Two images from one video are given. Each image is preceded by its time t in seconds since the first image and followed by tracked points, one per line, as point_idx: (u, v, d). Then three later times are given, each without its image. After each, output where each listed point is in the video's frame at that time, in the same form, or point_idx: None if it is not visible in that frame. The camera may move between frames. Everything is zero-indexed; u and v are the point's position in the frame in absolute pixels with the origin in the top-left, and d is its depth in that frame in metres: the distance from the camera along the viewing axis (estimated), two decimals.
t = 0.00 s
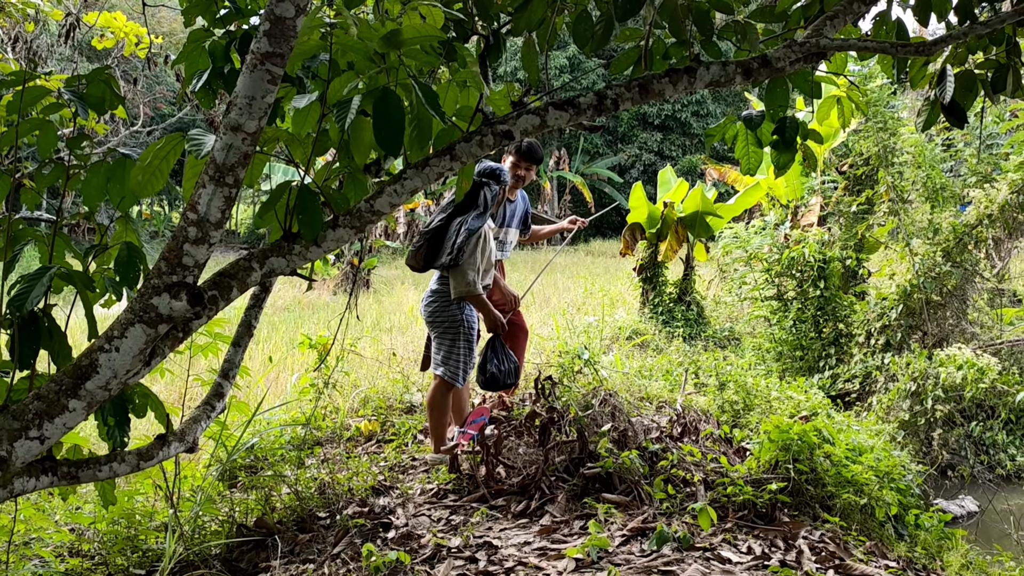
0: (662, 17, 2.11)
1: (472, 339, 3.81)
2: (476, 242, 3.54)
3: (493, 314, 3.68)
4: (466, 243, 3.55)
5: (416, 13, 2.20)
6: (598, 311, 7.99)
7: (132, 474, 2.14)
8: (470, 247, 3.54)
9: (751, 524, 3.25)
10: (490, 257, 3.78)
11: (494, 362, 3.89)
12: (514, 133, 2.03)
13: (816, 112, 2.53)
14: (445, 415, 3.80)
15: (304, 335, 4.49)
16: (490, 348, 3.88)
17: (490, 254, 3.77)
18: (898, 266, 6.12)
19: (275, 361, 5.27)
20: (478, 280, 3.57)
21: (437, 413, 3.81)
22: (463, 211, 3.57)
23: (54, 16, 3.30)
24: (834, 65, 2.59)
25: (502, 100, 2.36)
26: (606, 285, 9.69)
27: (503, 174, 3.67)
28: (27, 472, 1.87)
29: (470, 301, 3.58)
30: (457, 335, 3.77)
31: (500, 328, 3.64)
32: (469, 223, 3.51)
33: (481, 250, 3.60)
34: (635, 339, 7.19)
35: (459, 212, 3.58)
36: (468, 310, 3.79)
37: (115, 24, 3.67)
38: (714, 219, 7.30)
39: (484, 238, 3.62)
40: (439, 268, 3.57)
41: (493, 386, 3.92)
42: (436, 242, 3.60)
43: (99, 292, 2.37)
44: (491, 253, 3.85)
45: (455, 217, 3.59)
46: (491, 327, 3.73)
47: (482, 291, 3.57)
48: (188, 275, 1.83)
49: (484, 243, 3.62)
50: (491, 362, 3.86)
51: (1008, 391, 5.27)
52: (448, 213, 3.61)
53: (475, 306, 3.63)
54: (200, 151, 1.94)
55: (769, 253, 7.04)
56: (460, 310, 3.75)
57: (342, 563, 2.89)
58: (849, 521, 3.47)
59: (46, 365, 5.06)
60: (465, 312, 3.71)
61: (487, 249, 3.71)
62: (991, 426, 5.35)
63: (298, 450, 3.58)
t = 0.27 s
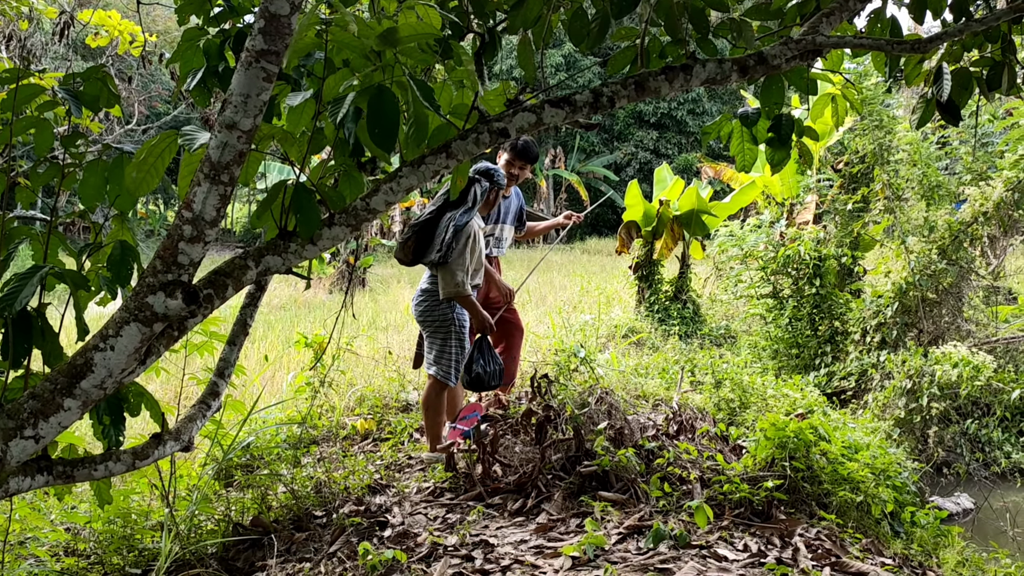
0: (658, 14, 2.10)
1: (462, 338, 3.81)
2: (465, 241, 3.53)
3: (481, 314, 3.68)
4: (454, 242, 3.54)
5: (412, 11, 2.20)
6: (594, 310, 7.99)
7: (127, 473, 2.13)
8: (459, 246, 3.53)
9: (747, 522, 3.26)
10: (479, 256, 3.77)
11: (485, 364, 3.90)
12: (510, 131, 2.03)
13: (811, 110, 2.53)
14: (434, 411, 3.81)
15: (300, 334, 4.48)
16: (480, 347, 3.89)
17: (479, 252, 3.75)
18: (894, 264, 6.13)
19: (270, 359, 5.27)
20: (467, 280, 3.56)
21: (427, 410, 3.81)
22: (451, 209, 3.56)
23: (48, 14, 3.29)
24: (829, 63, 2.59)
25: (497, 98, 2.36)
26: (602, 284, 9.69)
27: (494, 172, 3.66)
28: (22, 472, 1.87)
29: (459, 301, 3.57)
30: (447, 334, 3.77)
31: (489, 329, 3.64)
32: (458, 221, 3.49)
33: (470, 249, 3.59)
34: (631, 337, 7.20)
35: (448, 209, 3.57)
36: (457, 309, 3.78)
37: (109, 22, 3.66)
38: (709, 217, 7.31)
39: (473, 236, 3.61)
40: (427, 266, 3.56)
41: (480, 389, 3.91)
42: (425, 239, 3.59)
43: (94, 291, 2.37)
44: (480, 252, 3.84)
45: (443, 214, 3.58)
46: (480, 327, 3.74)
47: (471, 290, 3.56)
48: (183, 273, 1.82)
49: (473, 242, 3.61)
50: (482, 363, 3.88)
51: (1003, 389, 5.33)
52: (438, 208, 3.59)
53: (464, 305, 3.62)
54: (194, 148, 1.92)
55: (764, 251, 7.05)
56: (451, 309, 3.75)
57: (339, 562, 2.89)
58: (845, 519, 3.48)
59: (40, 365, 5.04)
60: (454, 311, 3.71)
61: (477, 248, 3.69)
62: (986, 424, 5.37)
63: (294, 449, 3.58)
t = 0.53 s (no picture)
0: (653, 13, 2.11)
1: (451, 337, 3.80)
2: (446, 241, 3.52)
3: (462, 315, 3.61)
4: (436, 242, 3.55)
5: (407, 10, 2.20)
6: (589, 309, 7.99)
7: (122, 474, 2.12)
8: (440, 246, 3.52)
9: (742, 521, 3.26)
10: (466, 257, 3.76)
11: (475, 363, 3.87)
12: (505, 130, 2.03)
13: (806, 109, 2.53)
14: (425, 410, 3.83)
15: (295, 334, 4.48)
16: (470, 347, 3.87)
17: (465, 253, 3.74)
18: (889, 262, 6.14)
19: (266, 359, 5.26)
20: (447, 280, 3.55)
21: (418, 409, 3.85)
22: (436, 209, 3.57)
23: (42, 13, 3.28)
24: (824, 61, 2.59)
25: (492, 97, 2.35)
26: (597, 283, 9.69)
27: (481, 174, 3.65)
28: (15, 472, 1.86)
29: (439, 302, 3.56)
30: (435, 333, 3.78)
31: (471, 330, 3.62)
32: (440, 221, 3.50)
33: (453, 250, 3.59)
34: (626, 336, 7.21)
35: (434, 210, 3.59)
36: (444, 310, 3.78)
37: (104, 21, 3.65)
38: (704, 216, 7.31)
39: (457, 237, 3.60)
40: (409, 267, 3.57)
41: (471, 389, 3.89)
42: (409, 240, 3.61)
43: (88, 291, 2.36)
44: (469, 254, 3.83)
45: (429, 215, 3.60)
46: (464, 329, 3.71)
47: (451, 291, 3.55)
48: (178, 273, 1.82)
49: (457, 243, 3.60)
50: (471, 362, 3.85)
51: (998, 387, 5.30)
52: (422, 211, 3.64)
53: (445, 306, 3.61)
54: (187, 148, 1.92)
55: (760, 250, 7.05)
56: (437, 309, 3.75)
57: (335, 562, 2.89)
58: (840, 517, 3.49)
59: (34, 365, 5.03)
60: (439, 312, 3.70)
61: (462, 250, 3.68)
62: (981, 422, 5.40)
63: (289, 449, 3.58)
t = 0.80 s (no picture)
0: (649, 13, 2.10)
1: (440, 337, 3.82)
2: (425, 244, 3.56)
3: (439, 317, 3.61)
4: (416, 245, 3.60)
5: (402, 11, 2.20)
6: (586, 309, 8.00)
7: (117, 475, 2.12)
8: (418, 250, 3.57)
9: (738, 521, 3.26)
10: (452, 261, 3.77)
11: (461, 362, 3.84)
12: (500, 130, 2.02)
13: (801, 109, 2.53)
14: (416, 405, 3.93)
15: (291, 334, 4.47)
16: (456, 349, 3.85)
17: (451, 257, 3.76)
18: (884, 262, 6.15)
19: (261, 359, 5.25)
20: (425, 283, 3.59)
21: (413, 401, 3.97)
22: (421, 213, 3.61)
23: (36, 14, 3.27)
24: (819, 61, 2.59)
25: (488, 98, 2.35)
26: (593, 283, 9.70)
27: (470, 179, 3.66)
28: (10, 474, 1.86)
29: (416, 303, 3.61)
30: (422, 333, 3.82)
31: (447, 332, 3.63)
32: (420, 224, 3.55)
33: (434, 253, 3.62)
34: (622, 336, 7.21)
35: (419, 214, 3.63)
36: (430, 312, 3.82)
37: (98, 21, 3.64)
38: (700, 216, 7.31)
39: (439, 241, 3.63)
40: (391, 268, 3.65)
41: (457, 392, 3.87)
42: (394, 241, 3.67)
43: (83, 292, 2.35)
44: (457, 258, 3.84)
45: (414, 218, 3.65)
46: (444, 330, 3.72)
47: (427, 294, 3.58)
48: (173, 274, 1.82)
49: (438, 246, 3.63)
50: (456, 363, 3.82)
51: (993, 386, 5.32)
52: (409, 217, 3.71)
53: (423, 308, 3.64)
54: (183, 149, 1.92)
55: (756, 249, 7.06)
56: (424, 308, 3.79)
57: (330, 563, 2.88)
58: (836, 517, 3.49)
59: (29, 366, 5.01)
60: (421, 314, 3.74)
61: (446, 253, 3.70)
62: (976, 421, 5.41)
63: (285, 449, 3.57)
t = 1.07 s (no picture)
0: (644, 14, 2.10)
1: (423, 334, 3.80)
2: (407, 244, 3.58)
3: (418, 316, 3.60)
4: (398, 245, 3.62)
5: (397, 11, 2.20)
6: (581, 309, 8.00)
7: (111, 477, 2.11)
8: (399, 250, 3.59)
9: (734, 521, 3.26)
10: (435, 263, 3.77)
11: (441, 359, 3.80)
12: (496, 131, 2.02)
13: (796, 109, 2.53)
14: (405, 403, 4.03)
15: (286, 335, 4.46)
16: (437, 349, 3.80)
17: (434, 260, 3.77)
18: (879, 262, 6.17)
19: (257, 360, 5.25)
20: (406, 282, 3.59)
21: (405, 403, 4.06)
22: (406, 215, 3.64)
23: (31, 14, 3.27)
24: (814, 61, 2.59)
25: (483, 98, 2.35)
26: (589, 283, 9.70)
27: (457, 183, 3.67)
28: (3, 476, 1.85)
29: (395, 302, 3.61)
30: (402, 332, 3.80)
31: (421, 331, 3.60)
32: (402, 225, 3.57)
33: (416, 254, 3.63)
34: (617, 336, 7.22)
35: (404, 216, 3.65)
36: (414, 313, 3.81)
37: (93, 22, 3.63)
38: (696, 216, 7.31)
39: (421, 242, 3.64)
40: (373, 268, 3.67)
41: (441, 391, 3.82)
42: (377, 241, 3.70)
43: (78, 293, 2.35)
44: (441, 261, 3.84)
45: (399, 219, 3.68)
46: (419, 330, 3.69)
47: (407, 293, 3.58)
48: (167, 275, 1.81)
49: (420, 247, 3.64)
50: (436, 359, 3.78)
51: (988, 386, 5.38)
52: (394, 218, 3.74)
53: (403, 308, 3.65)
54: (178, 150, 1.92)
55: (751, 249, 7.06)
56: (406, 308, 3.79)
57: (326, 564, 2.88)
58: (831, 517, 3.50)
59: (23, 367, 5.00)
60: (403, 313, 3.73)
61: (429, 255, 3.71)
62: (971, 421, 5.43)
63: (280, 451, 3.57)
